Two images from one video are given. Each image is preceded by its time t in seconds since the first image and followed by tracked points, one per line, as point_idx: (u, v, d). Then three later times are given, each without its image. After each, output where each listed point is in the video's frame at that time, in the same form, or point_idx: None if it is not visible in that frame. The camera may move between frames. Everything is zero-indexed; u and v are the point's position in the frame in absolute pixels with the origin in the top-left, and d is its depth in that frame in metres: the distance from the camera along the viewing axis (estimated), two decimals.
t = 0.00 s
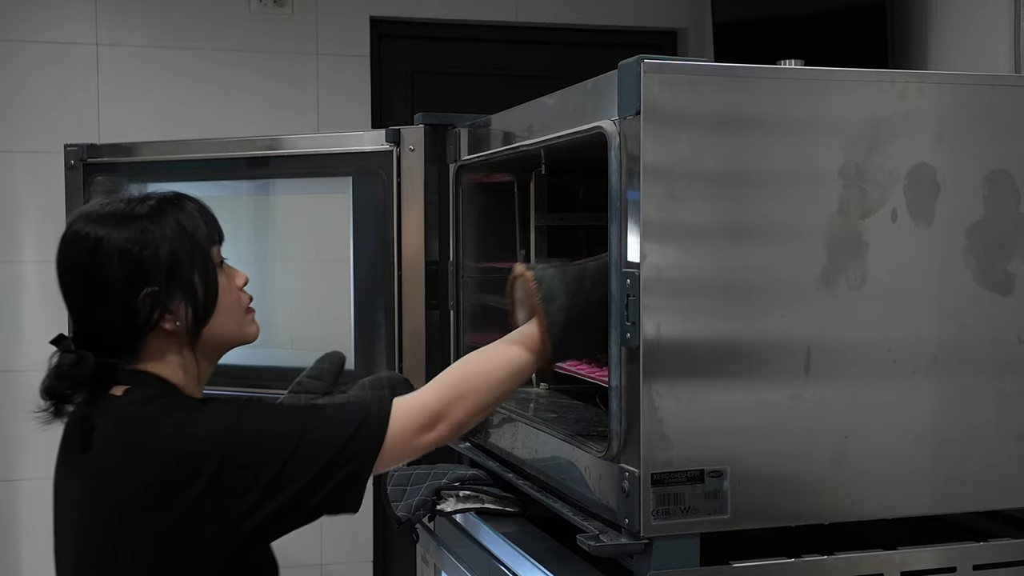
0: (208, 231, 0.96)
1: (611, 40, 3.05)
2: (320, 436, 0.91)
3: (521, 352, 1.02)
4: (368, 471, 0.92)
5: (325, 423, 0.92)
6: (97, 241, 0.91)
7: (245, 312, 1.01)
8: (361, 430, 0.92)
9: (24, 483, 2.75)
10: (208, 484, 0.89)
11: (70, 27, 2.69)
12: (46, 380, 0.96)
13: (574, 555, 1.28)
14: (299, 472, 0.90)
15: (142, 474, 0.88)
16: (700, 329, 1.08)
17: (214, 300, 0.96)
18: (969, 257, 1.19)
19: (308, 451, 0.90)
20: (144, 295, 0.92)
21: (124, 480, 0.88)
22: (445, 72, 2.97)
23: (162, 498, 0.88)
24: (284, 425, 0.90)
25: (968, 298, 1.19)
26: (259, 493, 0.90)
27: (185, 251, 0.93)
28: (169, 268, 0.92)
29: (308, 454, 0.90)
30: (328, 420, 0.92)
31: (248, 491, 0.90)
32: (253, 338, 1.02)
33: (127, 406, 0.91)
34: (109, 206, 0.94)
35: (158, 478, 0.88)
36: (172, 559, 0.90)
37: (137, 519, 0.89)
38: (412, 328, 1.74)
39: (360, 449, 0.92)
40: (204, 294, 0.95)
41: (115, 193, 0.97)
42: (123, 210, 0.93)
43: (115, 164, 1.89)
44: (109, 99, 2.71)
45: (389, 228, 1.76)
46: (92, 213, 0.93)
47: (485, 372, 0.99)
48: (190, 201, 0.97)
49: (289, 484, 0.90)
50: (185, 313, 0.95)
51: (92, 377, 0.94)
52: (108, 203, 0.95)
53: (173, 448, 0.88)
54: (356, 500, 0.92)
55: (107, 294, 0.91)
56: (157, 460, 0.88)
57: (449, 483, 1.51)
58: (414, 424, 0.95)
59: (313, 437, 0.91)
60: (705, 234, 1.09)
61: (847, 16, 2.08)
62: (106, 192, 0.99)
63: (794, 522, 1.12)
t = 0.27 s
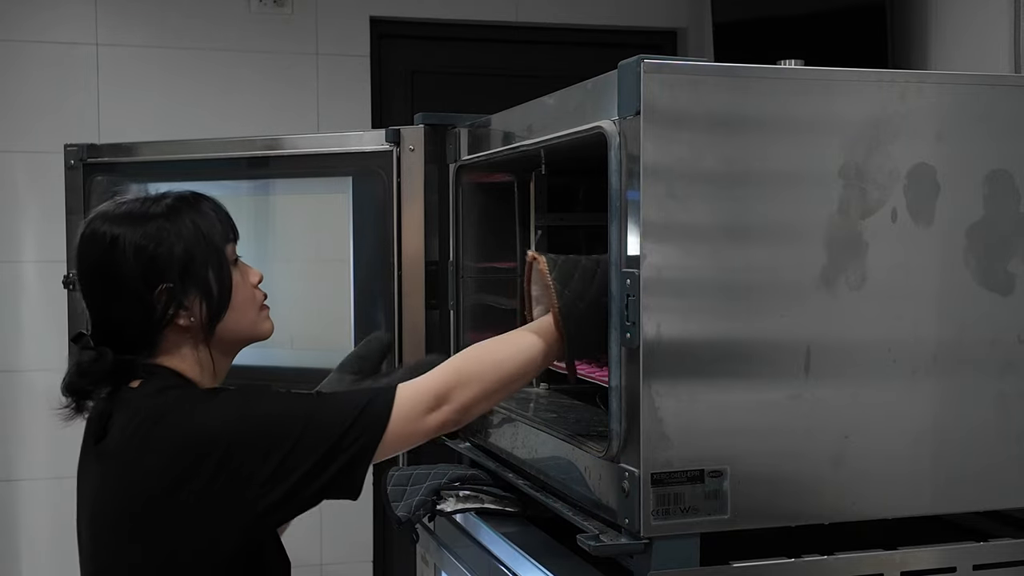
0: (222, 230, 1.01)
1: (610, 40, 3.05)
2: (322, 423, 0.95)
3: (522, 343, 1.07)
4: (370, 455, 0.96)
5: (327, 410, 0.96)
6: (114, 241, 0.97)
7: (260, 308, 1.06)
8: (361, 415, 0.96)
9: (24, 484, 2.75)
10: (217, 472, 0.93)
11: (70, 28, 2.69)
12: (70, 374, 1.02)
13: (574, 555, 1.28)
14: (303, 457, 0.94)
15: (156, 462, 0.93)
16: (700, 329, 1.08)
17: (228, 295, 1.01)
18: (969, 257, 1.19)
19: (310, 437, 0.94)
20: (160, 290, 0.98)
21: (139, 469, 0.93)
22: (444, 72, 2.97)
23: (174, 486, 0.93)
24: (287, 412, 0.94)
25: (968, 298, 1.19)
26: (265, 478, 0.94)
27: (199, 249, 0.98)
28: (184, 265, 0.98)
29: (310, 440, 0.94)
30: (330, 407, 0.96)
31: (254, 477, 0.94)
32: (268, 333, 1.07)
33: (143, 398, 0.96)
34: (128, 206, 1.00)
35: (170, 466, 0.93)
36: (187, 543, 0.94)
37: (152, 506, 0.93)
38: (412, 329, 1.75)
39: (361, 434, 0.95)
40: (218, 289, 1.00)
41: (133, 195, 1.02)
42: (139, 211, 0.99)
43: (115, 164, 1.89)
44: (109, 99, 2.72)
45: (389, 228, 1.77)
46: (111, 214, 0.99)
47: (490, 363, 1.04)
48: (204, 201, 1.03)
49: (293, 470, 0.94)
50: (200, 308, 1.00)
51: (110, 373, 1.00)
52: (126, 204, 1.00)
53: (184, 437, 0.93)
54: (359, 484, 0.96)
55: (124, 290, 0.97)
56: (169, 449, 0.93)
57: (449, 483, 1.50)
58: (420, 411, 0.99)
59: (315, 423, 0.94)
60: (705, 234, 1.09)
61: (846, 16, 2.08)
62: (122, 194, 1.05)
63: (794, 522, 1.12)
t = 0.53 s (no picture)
0: (230, 226, 1.01)
1: (610, 40, 3.05)
2: (308, 436, 0.90)
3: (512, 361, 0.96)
4: (354, 478, 0.90)
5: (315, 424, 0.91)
6: (123, 236, 0.96)
7: (262, 309, 1.06)
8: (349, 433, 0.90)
9: (23, 484, 2.75)
10: (203, 479, 0.90)
11: (70, 28, 2.69)
12: (71, 369, 1.01)
13: (574, 555, 1.28)
14: (287, 471, 0.89)
15: (146, 463, 0.91)
16: (700, 329, 1.08)
17: (234, 292, 1.00)
18: (969, 257, 1.19)
19: (296, 450, 0.90)
20: (169, 285, 0.97)
21: (131, 469, 0.92)
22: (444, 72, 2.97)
23: (164, 489, 0.91)
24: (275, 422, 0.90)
25: (968, 298, 1.19)
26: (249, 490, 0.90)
27: (209, 245, 0.98)
28: (194, 260, 0.97)
29: (295, 453, 0.89)
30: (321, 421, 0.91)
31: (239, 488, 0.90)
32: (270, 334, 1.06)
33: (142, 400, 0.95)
34: (136, 202, 0.99)
35: (159, 469, 0.91)
36: (177, 548, 0.92)
37: (144, 508, 0.92)
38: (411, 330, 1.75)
39: (347, 454, 0.90)
40: (225, 285, 0.99)
41: (141, 191, 1.01)
42: (149, 206, 0.98)
43: (115, 164, 1.89)
44: (109, 99, 2.72)
45: (390, 229, 1.77)
46: (119, 209, 0.98)
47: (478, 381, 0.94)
48: (213, 198, 1.02)
49: (278, 484, 0.90)
50: (207, 304, 0.99)
51: (114, 367, 0.99)
52: (135, 200, 0.99)
53: (173, 439, 0.90)
54: (347, 505, 0.91)
55: (132, 284, 0.96)
56: (159, 451, 0.91)
57: (449, 483, 1.50)
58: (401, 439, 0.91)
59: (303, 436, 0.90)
60: (705, 234, 1.09)
61: (846, 16, 2.08)
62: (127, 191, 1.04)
63: (793, 522, 1.12)
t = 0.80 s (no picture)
0: (232, 222, 1.01)
1: (610, 40, 3.05)
2: (280, 471, 0.89)
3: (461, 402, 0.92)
4: (316, 523, 0.88)
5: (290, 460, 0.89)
6: (126, 232, 0.96)
7: (262, 307, 1.06)
8: (320, 476, 0.89)
9: (23, 484, 2.75)
10: (179, 496, 0.90)
11: (70, 27, 2.69)
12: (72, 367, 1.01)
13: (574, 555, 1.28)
14: (256, 503, 0.88)
15: (127, 471, 0.92)
16: (700, 329, 1.08)
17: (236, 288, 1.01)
18: (969, 257, 1.19)
19: (269, 485, 0.88)
20: (174, 280, 0.96)
21: (117, 473, 0.93)
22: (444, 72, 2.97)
23: (147, 498, 0.91)
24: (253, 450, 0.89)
25: (968, 298, 1.19)
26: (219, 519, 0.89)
27: (213, 242, 0.98)
28: (198, 255, 0.97)
29: (266, 487, 0.88)
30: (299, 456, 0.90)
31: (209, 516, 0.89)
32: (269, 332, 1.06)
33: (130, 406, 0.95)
34: (137, 199, 0.99)
35: (140, 477, 0.91)
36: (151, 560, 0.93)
37: (122, 514, 0.93)
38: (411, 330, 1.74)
39: (315, 498, 0.88)
40: (228, 281, 1.00)
41: (142, 189, 1.01)
42: (151, 202, 0.98)
43: (115, 164, 1.89)
44: (109, 99, 2.72)
45: (390, 228, 1.76)
46: (121, 207, 0.98)
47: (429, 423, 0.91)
48: (212, 195, 1.03)
49: (253, 513, 0.88)
50: (210, 301, 0.99)
51: (113, 365, 1.00)
52: (136, 197, 0.99)
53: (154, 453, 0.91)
54: (308, 548, 0.89)
55: (136, 280, 0.96)
56: (139, 463, 0.91)
57: (448, 484, 1.49)
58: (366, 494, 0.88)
59: (276, 470, 0.89)
60: (705, 234, 1.09)
61: (846, 15, 2.08)
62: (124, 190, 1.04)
63: (793, 522, 1.12)
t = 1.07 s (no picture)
0: (230, 221, 1.02)
1: (610, 40, 3.05)
2: (265, 490, 0.87)
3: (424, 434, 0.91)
4: (300, 550, 0.85)
5: (278, 481, 0.87)
6: (125, 233, 0.96)
7: (260, 307, 1.07)
8: (305, 503, 0.86)
9: (23, 484, 2.75)
10: (172, 504, 0.90)
11: (71, 27, 2.69)
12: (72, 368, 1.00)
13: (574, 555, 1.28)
14: (239, 523, 0.86)
15: (127, 473, 0.93)
16: (700, 329, 1.08)
17: (236, 288, 1.01)
18: (969, 257, 1.19)
19: (252, 504, 0.86)
20: (174, 281, 0.96)
21: (118, 469, 0.94)
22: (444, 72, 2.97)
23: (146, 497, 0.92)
24: (243, 465, 0.88)
25: (968, 298, 1.19)
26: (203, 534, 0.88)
27: (212, 241, 0.99)
28: (197, 255, 0.97)
29: (249, 506, 0.86)
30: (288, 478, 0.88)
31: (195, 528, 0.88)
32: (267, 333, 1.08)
33: (131, 408, 0.95)
34: (135, 199, 0.98)
35: (140, 475, 0.92)
36: (149, 563, 0.94)
37: (122, 515, 0.94)
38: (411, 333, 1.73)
39: (295, 524, 0.85)
40: (228, 281, 1.00)
41: (138, 188, 1.01)
42: (150, 202, 0.98)
43: (115, 164, 1.89)
44: (109, 99, 2.72)
45: (390, 228, 1.76)
46: (118, 207, 0.97)
47: (398, 457, 0.89)
48: (209, 195, 1.03)
49: (240, 527, 0.86)
50: (210, 300, 1.00)
51: (114, 366, 0.99)
52: (133, 197, 0.99)
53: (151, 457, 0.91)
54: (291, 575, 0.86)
55: (136, 281, 0.96)
56: (137, 467, 0.92)
57: (448, 484, 1.50)
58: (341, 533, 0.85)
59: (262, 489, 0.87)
60: (705, 234, 1.09)
61: (845, 15, 2.08)
62: (119, 188, 1.03)
63: (793, 522, 1.12)
